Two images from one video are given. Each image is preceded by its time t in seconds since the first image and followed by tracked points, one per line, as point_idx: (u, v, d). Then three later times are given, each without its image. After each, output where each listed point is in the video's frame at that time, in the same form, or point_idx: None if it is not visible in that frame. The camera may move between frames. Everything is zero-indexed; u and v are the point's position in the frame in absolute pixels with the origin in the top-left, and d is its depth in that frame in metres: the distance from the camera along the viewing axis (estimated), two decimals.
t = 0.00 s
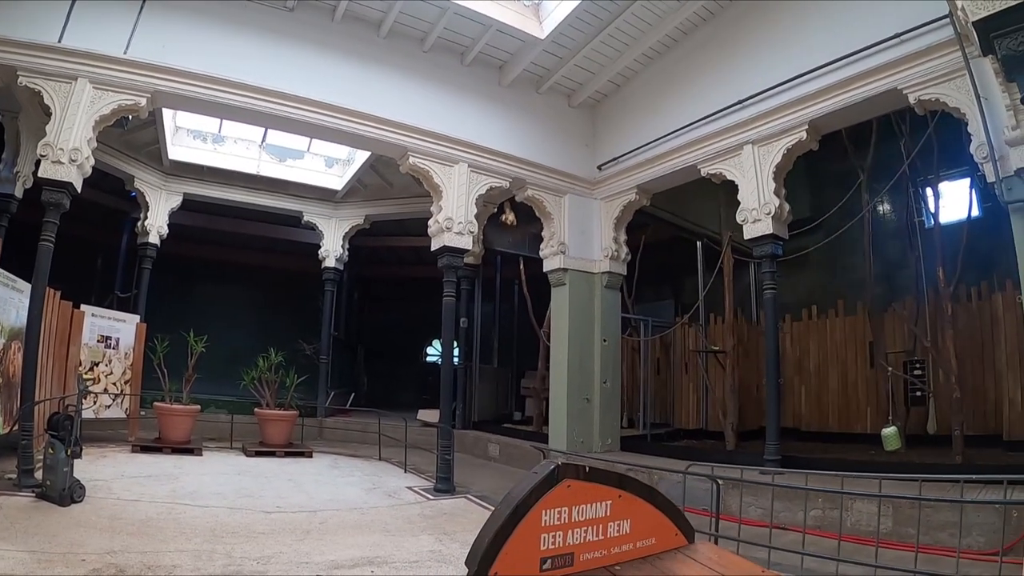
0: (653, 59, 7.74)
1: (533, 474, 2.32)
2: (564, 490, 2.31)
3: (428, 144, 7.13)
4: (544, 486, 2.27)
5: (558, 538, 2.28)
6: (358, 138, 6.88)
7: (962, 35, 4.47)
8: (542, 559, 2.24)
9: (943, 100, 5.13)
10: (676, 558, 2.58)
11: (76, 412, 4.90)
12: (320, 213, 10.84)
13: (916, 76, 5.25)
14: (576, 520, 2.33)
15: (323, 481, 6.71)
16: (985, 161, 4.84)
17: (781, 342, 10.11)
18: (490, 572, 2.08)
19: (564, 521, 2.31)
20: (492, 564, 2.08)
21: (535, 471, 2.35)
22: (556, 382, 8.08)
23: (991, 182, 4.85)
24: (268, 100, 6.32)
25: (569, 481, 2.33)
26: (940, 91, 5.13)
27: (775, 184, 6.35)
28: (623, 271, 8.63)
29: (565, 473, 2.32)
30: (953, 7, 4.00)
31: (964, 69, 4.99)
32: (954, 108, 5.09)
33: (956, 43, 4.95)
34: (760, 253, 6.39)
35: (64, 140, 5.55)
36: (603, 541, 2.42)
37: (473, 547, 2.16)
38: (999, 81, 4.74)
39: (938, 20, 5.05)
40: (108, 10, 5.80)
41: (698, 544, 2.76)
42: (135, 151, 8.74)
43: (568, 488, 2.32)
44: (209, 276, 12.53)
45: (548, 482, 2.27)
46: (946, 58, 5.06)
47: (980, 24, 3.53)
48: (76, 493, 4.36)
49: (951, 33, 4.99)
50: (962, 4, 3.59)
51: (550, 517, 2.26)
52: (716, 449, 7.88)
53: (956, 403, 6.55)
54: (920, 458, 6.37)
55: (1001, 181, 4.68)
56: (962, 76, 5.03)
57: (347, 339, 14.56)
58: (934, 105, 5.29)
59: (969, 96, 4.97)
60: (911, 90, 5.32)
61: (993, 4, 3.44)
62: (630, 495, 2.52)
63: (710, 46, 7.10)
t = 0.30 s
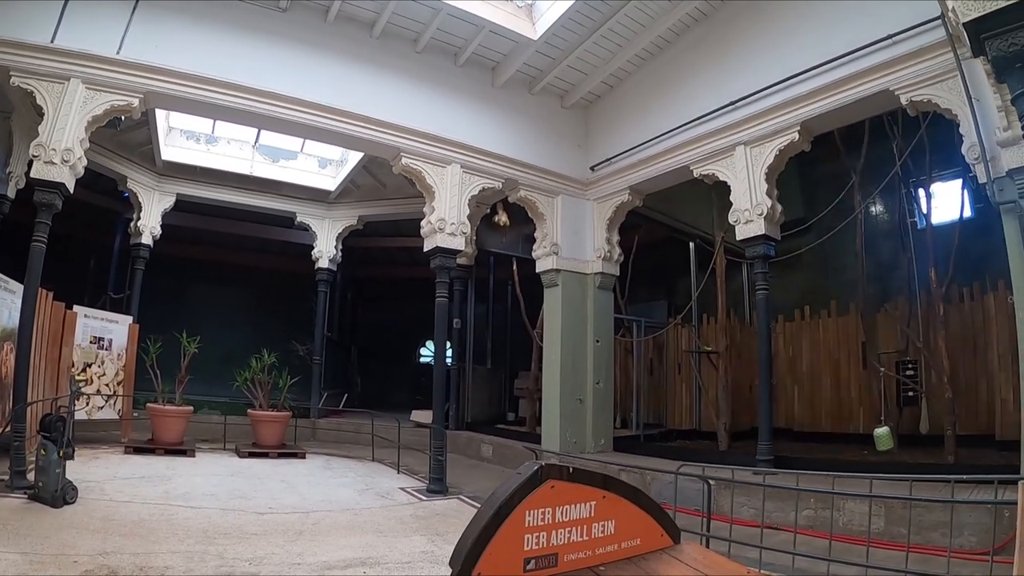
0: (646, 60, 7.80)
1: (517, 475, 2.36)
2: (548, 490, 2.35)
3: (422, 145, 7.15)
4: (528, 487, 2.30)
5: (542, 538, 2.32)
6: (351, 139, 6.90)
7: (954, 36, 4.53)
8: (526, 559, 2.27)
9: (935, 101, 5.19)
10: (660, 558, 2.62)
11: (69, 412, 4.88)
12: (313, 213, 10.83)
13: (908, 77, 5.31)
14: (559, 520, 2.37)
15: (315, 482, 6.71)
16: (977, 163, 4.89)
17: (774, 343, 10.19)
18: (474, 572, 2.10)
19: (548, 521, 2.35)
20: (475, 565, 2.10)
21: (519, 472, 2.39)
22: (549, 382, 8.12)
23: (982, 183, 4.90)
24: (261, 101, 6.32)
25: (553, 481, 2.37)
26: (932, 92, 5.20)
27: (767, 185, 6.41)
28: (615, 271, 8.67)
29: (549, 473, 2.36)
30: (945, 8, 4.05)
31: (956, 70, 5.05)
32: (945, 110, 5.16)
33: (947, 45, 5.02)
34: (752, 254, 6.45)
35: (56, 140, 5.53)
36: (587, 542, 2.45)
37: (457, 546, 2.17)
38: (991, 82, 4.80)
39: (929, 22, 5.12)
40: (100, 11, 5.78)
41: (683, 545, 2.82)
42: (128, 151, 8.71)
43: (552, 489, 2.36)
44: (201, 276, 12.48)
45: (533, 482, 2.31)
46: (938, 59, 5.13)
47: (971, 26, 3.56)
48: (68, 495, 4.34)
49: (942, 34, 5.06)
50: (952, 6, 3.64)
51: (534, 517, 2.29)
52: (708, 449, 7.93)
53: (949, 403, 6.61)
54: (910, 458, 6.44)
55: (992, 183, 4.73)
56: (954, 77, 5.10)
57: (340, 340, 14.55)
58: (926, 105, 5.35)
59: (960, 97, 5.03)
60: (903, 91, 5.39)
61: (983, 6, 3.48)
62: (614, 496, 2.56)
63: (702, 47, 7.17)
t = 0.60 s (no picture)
0: (637, 65, 7.88)
1: (496, 478, 2.36)
2: (526, 493, 2.36)
3: (412, 150, 7.19)
4: (506, 489, 2.30)
5: (521, 541, 2.33)
6: (342, 144, 6.92)
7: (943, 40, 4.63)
8: (505, 562, 2.28)
9: (924, 105, 5.28)
10: (641, 561, 2.67)
11: (60, 418, 4.84)
12: (304, 218, 10.82)
13: (897, 81, 5.41)
14: (538, 523, 2.39)
15: (307, 488, 6.70)
16: (965, 166, 4.96)
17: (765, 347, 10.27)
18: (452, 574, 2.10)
19: (526, 524, 2.36)
20: (454, 567, 2.11)
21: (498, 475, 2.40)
22: (541, 387, 8.14)
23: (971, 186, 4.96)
24: (253, 106, 6.34)
25: (532, 484, 2.38)
26: (921, 95, 5.29)
27: (757, 189, 6.49)
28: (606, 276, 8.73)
29: (528, 477, 2.37)
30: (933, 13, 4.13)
31: (944, 74, 5.15)
32: (934, 113, 5.25)
33: (936, 49, 5.12)
34: (743, 258, 6.52)
35: (47, 145, 5.52)
36: (566, 544, 2.47)
37: (437, 546, 2.18)
38: (980, 86, 4.89)
39: (917, 26, 5.22)
40: (91, 16, 5.79)
41: (663, 547, 2.88)
42: (119, 156, 8.67)
43: (531, 491, 2.37)
44: (192, 282, 12.42)
45: (511, 485, 2.32)
46: (926, 63, 5.23)
47: (956, 30, 3.37)
48: (59, 501, 4.32)
49: (930, 39, 5.16)
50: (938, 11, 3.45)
51: (512, 520, 2.30)
52: (699, 453, 7.98)
53: (939, 405, 6.68)
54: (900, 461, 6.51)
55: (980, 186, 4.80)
56: (942, 81, 5.19)
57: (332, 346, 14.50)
58: (915, 109, 5.45)
59: (949, 101, 5.12)
60: (892, 95, 5.48)
61: (968, 9, 3.31)
62: (593, 499, 2.60)
63: (692, 53, 7.26)
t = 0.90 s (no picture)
0: (644, 72, 7.89)
1: (511, 494, 2.39)
2: (540, 509, 2.40)
3: (421, 158, 7.22)
4: (521, 506, 2.34)
5: (535, 556, 2.37)
6: (351, 153, 6.96)
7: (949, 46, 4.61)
8: None
9: (931, 110, 5.25)
10: None
11: (71, 425, 4.87)
12: (314, 226, 10.90)
13: (904, 87, 5.39)
14: (551, 538, 2.42)
15: (317, 495, 6.71)
16: (974, 170, 4.92)
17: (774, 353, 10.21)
18: None
19: (540, 539, 2.39)
20: None
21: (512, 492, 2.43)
22: (550, 393, 8.12)
23: (980, 191, 4.91)
24: (261, 114, 6.40)
25: (545, 501, 2.42)
26: (928, 100, 5.26)
27: (765, 196, 6.46)
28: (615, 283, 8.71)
29: (541, 494, 2.41)
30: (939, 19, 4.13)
31: (951, 79, 5.12)
32: (942, 118, 5.21)
33: (942, 54, 5.10)
34: (751, 264, 6.49)
35: (58, 155, 5.59)
36: (579, 559, 2.49)
37: (453, 560, 2.22)
38: (987, 91, 4.85)
39: (923, 31, 5.19)
40: (102, 28, 5.87)
41: (676, 560, 2.87)
42: (130, 165, 8.78)
43: (544, 508, 2.41)
44: (203, 290, 12.52)
45: (525, 502, 2.35)
46: (932, 69, 5.21)
47: (965, 37, 3.38)
48: (71, 508, 4.35)
49: (936, 44, 5.13)
50: (945, 16, 3.46)
51: (526, 536, 2.34)
52: (709, 459, 7.93)
53: (948, 410, 6.60)
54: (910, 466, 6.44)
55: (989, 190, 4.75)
56: (949, 86, 5.16)
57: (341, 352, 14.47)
58: (922, 114, 5.42)
59: (956, 106, 5.09)
60: (900, 100, 5.45)
61: (975, 16, 3.31)
62: (606, 515, 2.61)
63: (699, 59, 7.26)
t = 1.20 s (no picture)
0: (663, 74, 7.78)
1: (543, 512, 2.23)
2: (575, 527, 2.22)
3: (441, 163, 7.22)
4: (554, 525, 2.18)
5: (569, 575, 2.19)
6: (370, 159, 6.98)
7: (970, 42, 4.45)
8: None
9: (954, 107, 5.08)
10: None
11: (96, 433, 4.93)
12: (336, 231, 10.99)
13: (925, 84, 5.22)
14: (587, 556, 2.24)
15: (341, 500, 6.72)
16: (998, 168, 4.75)
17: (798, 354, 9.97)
18: None
19: (574, 557, 2.22)
20: None
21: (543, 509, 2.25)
22: (573, 397, 8.03)
23: (1005, 189, 4.75)
24: (279, 122, 6.45)
25: (580, 519, 2.24)
26: (951, 98, 5.09)
27: (787, 197, 6.31)
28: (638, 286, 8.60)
29: (576, 511, 2.23)
30: (961, 16, 4.00)
31: (973, 75, 4.95)
32: (965, 116, 5.05)
33: (964, 50, 4.93)
34: (774, 265, 6.35)
35: (81, 166, 5.70)
36: None
37: None
38: (1011, 87, 4.68)
39: (944, 27, 5.02)
40: (123, 41, 5.98)
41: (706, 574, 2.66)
42: (151, 174, 8.93)
43: (580, 526, 2.23)
44: (227, 297, 12.71)
45: (560, 520, 2.19)
46: (953, 66, 5.04)
47: (987, 36, 3.57)
48: (96, 515, 4.40)
49: (958, 40, 4.96)
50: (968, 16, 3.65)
51: (561, 554, 2.17)
52: (735, 463, 7.77)
53: (976, 412, 6.38)
54: (942, 470, 6.23)
55: (1014, 189, 4.59)
56: (972, 83, 4.99)
57: (364, 357, 14.69)
58: (945, 112, 5.24)
59: (980, 102, 4.92)
60: (921, 98, 5.29)
61: (996, 15, 3.49)
62: (638, 530, 2.45)
63: (719, 60, 7.13)
